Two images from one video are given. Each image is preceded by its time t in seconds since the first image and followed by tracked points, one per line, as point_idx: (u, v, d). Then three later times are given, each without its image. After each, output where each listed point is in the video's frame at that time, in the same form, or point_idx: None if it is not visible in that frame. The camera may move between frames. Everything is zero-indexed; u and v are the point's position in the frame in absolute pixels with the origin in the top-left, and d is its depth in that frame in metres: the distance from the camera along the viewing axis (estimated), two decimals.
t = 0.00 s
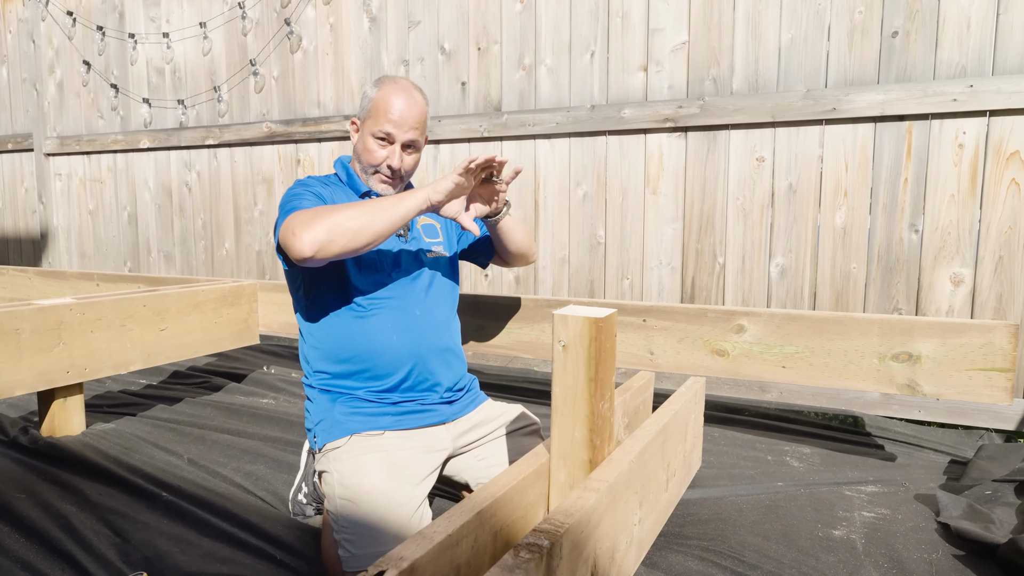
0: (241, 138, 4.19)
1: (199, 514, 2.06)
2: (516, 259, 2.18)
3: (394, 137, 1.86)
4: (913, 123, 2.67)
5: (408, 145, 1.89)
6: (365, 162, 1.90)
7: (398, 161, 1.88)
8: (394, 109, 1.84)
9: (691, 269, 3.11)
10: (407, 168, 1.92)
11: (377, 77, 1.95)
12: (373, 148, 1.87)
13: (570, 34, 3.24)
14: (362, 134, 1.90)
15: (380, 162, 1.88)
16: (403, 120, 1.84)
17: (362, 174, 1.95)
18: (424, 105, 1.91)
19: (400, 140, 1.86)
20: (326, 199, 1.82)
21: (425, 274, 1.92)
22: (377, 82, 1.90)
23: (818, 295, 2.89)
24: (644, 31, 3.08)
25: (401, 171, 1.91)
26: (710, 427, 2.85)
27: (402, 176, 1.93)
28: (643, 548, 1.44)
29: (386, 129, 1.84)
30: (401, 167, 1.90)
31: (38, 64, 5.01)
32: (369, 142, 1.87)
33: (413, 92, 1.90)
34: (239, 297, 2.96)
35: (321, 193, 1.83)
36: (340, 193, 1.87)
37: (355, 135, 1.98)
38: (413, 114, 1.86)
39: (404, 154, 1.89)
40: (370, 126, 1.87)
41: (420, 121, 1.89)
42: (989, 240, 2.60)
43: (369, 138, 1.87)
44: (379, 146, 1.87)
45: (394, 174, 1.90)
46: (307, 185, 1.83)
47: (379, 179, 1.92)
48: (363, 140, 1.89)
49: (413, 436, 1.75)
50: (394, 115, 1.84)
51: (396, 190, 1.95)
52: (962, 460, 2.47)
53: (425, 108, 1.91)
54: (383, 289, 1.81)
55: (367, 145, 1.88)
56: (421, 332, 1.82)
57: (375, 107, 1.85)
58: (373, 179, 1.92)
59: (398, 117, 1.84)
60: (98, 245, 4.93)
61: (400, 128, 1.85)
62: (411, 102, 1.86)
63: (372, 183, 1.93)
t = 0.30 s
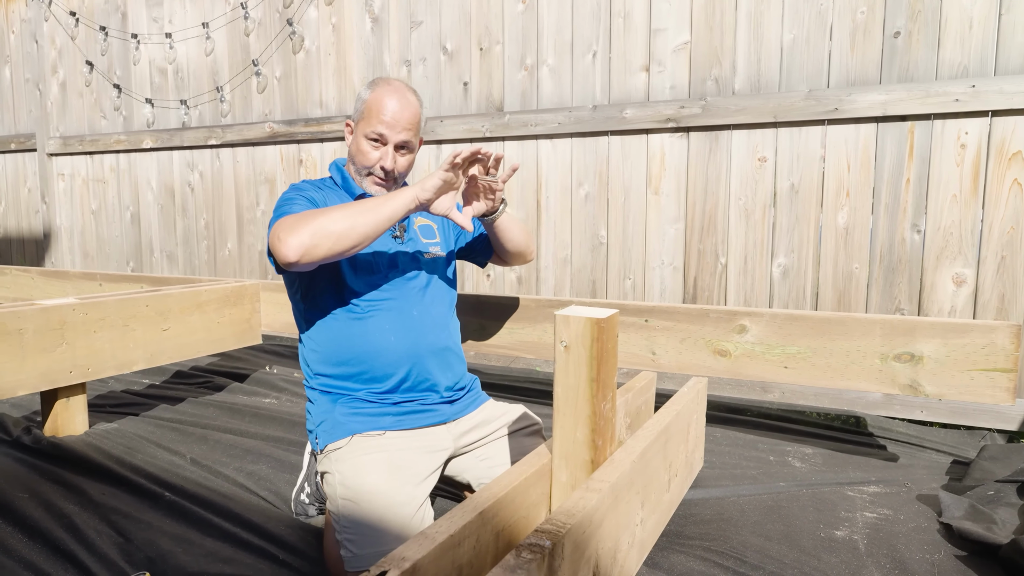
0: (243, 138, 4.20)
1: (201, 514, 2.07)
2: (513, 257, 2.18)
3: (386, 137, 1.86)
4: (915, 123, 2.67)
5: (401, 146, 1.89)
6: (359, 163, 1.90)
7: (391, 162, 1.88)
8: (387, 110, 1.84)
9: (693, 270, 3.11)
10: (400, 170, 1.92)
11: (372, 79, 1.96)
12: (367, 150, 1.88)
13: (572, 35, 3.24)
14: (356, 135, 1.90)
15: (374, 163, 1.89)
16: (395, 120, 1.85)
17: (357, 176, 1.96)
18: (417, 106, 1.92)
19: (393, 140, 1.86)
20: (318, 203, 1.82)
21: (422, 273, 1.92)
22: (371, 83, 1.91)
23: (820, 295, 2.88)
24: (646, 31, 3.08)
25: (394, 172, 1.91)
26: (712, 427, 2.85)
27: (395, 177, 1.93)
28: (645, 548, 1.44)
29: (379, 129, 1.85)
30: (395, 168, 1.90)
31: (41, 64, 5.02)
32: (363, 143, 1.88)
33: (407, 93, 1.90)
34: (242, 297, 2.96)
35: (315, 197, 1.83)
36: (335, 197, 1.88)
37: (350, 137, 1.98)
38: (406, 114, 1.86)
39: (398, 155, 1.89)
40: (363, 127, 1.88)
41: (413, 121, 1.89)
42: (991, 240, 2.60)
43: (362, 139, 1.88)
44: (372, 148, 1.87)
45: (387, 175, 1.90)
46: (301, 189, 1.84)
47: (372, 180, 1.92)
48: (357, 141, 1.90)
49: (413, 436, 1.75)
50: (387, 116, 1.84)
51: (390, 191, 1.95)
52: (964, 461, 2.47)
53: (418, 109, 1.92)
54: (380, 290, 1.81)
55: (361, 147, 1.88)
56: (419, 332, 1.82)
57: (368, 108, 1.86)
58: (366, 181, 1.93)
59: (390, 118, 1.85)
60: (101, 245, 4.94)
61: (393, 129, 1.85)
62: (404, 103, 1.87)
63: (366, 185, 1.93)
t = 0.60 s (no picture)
0: (246, 137, 4.21)
1: (204, 513, 2.07)
2: (514, 250, 2.18)
3: (388, 136, 1.86)
4: (919, 122, 2.67)
5: (402, 145, 1.90)
6: (360, 163, 1.90)
7: (393, 161, 1.88)
8: (387, 109, 1.85)
9: (696, 269, 3.11)
10: (402, 168, 1.92)
11: (368, 78, 1.96)
12: (368, 149, 1.88)
13: (575, 34, 3.24)
14: (356, 135, 1.90)
15: (375, 162, 1.89)
16: (396, 119, 1.85)
17: (358, 176, 1.96)
18: (417, 104, 1.92)
19: (394, 139, 1.87)
20: (320, 202, 1.82)
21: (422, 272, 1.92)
22: (369, 83, 1.91)
23: (823, 295, 2.88)
24: (649, 31, 3.08)
25: (396, 171, 1.91)
26: (714, 426, 2.85)
27: (397, 176, 1.93)
28: (648, 547, 1.44)
29: (380, 129, 1.85)
30: (397, 167, 1.90)
31: (44, 64, 5.04)
32: (364, 143, 1.88)
33: (405, 92, 1.91)
34: (245, 296, 2.97)
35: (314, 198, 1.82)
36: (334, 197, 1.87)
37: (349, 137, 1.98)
38: (407, 113, 1.87)
39: (399, 154, 1.90)
40: (363, 127, 1.88)
41: (413, 119, 1.90)
42: (994, 239, 2.60)
43: (363, 139, 1.88)
44: (374, 147, 1.87)
45: (389, 174, 1.90)
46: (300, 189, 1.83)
47: (374, 179, 1.92)
48: (358, 141, 1.90)
49: (415, 435, 1.75)
50: (387, 115, 1.85)
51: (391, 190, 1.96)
52: (967, 461, 2.46)
53: (418, 107, 1.92)
54: (381, 290, 1.81)
55: (362, 146, 1.88)
56: (420, 332, 1.82)
57: (368, 107, 1.86)
58: (368, 180, 1.93)
59: (391, 117, 1.85)
60: (104, 244, 4.95)
61: (394, 128, 1.85)
62: (404, 101, 1.87)
63: (367, 184, 1.93)
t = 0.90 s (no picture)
0: (247, 137, 4.21)
1: (206, 513, 2.07)
2: (514, 263, 2.19)
3: (388, 131, 1.86)
4: (920, 121, 2.66)
5: (403, 139, 1.89)
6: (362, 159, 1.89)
7: (394, 155, 1.87)
8: (387, 103, 1.85)
9: (697, 268, 3.11)
10: (404, 163, 1.91)
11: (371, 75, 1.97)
12: (369, 144, 1.88)
13: (576, 34, 3.24)
14: (357, 132, 1.91)
15: (377, 158, 1.88)
16: (396, 113, 1.85)
17: (361, 173, 1.95)
18: (417, 99, 1.93)
19: (395, 133, 1.86)
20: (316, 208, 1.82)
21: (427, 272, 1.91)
22: (369, 79, 1.92)
23: (824, 294, 2.88)
24: (650, 30, 3.08)
25: (398, 166, 1.90)
26: (716, 426, 2.85)
27: (399, 172, 1.92)
28: (649, 548, 1.44)
29: (380, 123, 1.85)
30: (398, 161, 1.89)
31: (45, 63, 5.04)
32: (365, 138, 1.88)
33: (407, 87, 1.91)
34: (246, 295, 2.97)
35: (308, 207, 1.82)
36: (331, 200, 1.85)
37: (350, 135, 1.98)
38: (407, 107, 1.87)
39: (400, 148, 1.89)
40: (364, 122, 1.88)
41: (413, 113, 1.90)
42: (996, 238, 2.60)
43: (364, 134, 1.88)
44: (375, 142, 1.87)
45: (391, 169, 1.89)
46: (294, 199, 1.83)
47: (376, 175, 1.90)
48: (359, 137, 1.90)
49: (417, 435, 1.76)
50: (387, 109, 1.85)
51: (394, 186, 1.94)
52: (969, 460, 2.46)
53: (418, 101, 1.92)
54: (386, 291, 1.81)
55: (363, 142, 1.88)
56: (424, 333, 1.82)
57: (368, 103, 1.87)
58: (371, 176, 1.91)
59: (391, 111, 1.85)
60: (105, 244, 4.96)
61: (394, 121, 1.85)
62: (404, 95, 1.88)
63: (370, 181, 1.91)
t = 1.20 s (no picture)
0: (246, 136, 4.20)
1: (204, 513, 2.07)
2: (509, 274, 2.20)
3: (389, 132, 1.86)
4: (919, 121, 2.66)
5: (403, 142, 1.89)
6: (362, 161, 1.89)
7: (395, 157, 1.87)
8: (387, 104, 1.85)
9: (696, 268, 3.11)
10: (404, 165, 1.91)
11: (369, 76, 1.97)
12: (369, 146, 1.87)
13: (575, 34, 3.24)
14: (356, 134, 1.90)
15: (377, 160, 1.88)
16: (397, 115, 1.85)
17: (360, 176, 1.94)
18: (416, 100, 1.92)
19: (395, 135, 1.86)
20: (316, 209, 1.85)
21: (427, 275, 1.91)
22: (366, 80, 1.92)
23: (823, 294, 2.88)
24: (649, 30, 3.08)
25: (398, 168, 1.90)
26: (715, 426, 2.85)
27: (400, 174, 1.92)
28: (649, 548, 1.44)
29: (381, 125, 1.85)
30: (399, 163, 1.89)
31: (43, 63, 5.03)
32: (364, 140, 1.88)
33: (406, 88, 1.91)
34: (245, 296, 2.97)
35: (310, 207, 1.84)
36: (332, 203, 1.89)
37: (348, 137, 1.97)
38: (406, 108, 1.87)
39: (401, 150, 1.89)
40: (364, 125, 1.88)
41: (413, 115, 1.90)
42: (995, 238, 2.60)
43: (364, 137, 1.88)
44: (375, 144, 1.87)
45: (391, 170, 1.88)
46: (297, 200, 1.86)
47: (376, 177, 1.90)
48: (358, 139, 1.89)
49: (416, 435, 1.75)
50: (387, 110, 1.84)
51: (394, 188, 1.94)
52: (968, 460, 2.46)
53: (417, 103, 1.92)
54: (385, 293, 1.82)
55: (363, 144, 1.88)
56: (423, 335, 1.83)
57: (367, 105, 1.86)
58: (371, 178, 1.91)
59: (391, 113, 1.85)
60: (103, 244, 4.95)
61: (395, 123, 1.85)
62: (403, 97, 1.88)
63: (370, 183, 1.91)
